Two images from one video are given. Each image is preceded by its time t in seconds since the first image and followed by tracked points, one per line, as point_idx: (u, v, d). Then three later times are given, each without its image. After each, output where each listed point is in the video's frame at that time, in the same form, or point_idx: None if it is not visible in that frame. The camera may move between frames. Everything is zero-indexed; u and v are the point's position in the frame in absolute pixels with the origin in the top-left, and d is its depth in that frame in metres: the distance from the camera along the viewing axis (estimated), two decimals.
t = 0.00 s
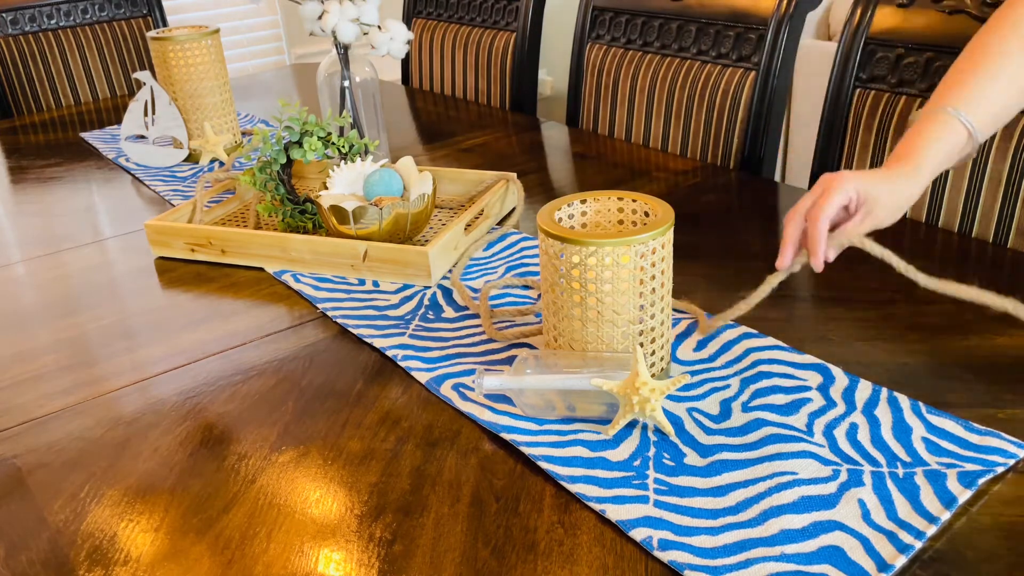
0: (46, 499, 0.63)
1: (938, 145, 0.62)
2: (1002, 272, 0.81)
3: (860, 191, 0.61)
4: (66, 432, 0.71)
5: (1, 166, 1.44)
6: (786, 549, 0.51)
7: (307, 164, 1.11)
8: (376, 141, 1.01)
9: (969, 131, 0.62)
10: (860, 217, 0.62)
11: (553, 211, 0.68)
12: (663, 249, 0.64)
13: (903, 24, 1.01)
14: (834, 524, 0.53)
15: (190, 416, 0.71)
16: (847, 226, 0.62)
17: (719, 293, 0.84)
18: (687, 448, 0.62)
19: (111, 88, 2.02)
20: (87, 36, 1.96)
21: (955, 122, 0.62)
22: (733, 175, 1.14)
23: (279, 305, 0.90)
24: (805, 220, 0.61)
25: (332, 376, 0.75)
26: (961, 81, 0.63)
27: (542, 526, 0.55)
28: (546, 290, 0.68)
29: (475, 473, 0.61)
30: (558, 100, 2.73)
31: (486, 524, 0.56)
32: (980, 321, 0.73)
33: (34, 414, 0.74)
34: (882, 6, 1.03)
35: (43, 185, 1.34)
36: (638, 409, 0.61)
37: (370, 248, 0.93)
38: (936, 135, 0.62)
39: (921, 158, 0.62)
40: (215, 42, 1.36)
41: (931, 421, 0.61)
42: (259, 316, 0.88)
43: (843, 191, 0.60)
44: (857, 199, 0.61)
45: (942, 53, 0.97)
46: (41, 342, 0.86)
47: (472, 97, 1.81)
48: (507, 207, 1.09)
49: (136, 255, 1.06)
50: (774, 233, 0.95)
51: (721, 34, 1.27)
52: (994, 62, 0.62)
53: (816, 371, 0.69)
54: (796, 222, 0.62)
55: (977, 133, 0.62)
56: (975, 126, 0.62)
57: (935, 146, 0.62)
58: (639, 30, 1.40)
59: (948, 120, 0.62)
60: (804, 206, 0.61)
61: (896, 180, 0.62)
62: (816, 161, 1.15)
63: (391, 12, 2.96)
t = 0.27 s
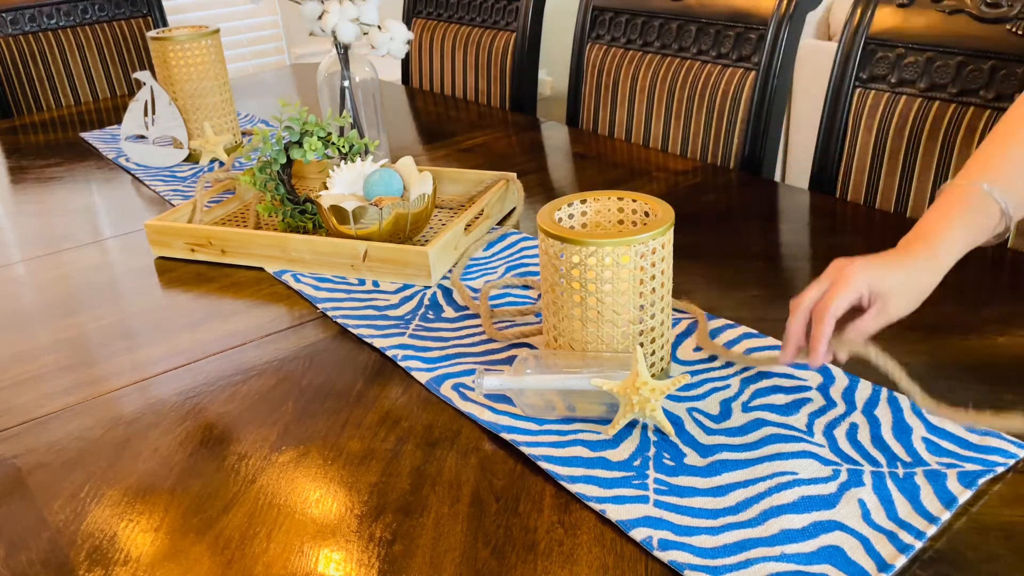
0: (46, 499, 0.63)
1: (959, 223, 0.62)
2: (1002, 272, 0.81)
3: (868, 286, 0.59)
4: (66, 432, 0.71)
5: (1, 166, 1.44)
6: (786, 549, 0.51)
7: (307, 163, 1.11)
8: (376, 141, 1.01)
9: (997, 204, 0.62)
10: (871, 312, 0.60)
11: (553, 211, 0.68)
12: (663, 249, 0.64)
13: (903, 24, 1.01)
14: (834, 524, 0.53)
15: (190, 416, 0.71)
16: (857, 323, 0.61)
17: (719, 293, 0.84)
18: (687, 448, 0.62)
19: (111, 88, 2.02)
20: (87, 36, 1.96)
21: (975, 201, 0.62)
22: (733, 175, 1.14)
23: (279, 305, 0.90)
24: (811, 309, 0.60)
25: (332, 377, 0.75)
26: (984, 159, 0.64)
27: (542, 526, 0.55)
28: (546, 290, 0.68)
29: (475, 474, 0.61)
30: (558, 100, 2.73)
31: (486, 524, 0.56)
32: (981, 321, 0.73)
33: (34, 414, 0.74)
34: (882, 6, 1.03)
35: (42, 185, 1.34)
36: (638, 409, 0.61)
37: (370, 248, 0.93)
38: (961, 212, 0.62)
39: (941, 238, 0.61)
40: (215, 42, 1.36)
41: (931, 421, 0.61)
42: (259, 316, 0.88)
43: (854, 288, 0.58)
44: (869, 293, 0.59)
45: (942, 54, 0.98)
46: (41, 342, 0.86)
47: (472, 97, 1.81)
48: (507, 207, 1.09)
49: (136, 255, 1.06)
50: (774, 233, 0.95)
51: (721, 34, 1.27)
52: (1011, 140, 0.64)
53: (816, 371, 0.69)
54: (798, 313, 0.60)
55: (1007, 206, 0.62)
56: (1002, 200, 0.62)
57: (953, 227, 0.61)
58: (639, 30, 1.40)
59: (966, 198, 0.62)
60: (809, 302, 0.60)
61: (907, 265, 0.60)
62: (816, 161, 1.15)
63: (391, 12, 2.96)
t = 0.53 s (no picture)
0: (46, 499, 0.63)
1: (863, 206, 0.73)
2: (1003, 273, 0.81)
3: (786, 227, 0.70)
4: (66, 432, 0.71)
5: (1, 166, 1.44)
6: (786, 549, 0.51)
7: (307, 163, 1.11)
8: (377, 141, 1.01)
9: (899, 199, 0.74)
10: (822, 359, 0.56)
11: (554, 211, 0.68)
12: (663, 249, 0.64)
13: (903, 24, 1.01)
14: (834, 524, 0.53)
15: (190, 416, 0.71)
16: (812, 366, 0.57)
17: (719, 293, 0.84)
18: (687, 448, 0.62)
19: (111, 89, 2.02)
20: (87, 36, 1.96)
21: (881, 186, 0.73)
22: (733, 175, 1.14)
23: (279, 305, 0.90)
24: (775, 329, 0.55)
25: (332, 376, 0.75)
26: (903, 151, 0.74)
27: (542, 526, 0.55)
28: (546, 290, 0.68)
29: (475, 474, 0.61)
30: (558, 100, 2.73)
31: (486, 524, 0.56)
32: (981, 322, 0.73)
33: (34, 414, 0.74)
34: (882, 6, 1.03)
35: (43, 185, 1.34)
36: (639, 409, 0.61)
37: (370, 248, 0.93)
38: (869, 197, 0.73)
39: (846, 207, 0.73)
40: (215, 42, 1.36)
41: (931, 421, 0.61)
42: (259, 316, 0.88)
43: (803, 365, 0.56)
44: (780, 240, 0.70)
45: (942, 54, 0.98)
46: (41, 342, 0.86)
47: (472, 97, 1.81)
48: (507, 207, 1.09)
49: (136, 255, 1.06)
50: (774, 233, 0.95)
51: (722, 34, 1.27)
52: (933, 152, 0.73)
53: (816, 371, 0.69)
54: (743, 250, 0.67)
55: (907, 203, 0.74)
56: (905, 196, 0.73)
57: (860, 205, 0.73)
58: (639, 30, 1.40)
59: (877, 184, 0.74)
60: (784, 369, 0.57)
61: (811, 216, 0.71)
62: (816, 161, 1.15)
63: (391, 12, 2.96)
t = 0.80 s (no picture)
0: (46, 499, 0.63)
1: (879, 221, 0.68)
2: (1004, 272, 0.81)
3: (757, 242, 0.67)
4: (66, 432, 0.71)
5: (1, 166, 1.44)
6: (786, 549, 0.51)
7: (307, 163, 1.11)
8: (376, 141, 1.01)
9: (913, 223, 0.69)
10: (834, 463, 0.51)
11: (553, 211, 0.68)
12: (663, 249, 0.64)
13: (902, 24, 1.01)
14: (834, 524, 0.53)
15: (190, 416, 0.71)
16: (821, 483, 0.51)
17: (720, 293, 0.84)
18: (687, 448, 0.62)
19: (111, 89, 2.03)
20: (87, 36, 1.96)
21: (894, 209, 0.69)
22: (733, 175, 1.14)
23: (279, 305, 0.90)
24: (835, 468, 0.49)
25: (332, 376, 0.75)
26: (925, 186, 0.70)
27: (542, 526, 0.55)
28: (546, 291, 0.68)
29: (475, 474, 0.61)
30: (558, 100, 2.73)
31: (486, 524, 0.56)
32: (982, 321, 0.73)
33: (34, 414, 0.74)
34: (882, 6, 1.03)
35: (43, 185, 1.34)
36: (638, 409, 0.61)
37: (370, 248, 0.93)
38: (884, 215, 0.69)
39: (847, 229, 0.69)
40: (214, 42, 1.36)
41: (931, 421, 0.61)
42: (259, 316, 0.88)
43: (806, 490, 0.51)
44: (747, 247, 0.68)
45: (942, 53, 0.98)
46: (41, 342, 0.86)
47: (472, 97, 1.81)
48: (507, 207, 1.09)
49: (136, 255, 1.06)
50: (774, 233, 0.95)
51: (721, 34, 1.27)
52: (961, 188, 0.70)
53: (816, 371, 0.69)
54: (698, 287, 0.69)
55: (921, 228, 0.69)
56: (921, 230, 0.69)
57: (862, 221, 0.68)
58: (639, 30, 1.40)
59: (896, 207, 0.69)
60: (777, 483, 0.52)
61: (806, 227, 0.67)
62: (817, 161, 1.15)
63: (391, 12, 2.96)
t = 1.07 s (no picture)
0: (46, 499, 0.63)
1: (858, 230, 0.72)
2: (1004, 272, 0.81)
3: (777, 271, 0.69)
4: (66, 432, 0.71)
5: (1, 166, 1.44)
6: (787, 549, 0.51)
7: (307, 164, 1.11)
8: (376, 141, 1.01)
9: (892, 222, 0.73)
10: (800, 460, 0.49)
11: (553, 211, 0.68)
12: (663, 249, 0.64)
13: (902, 24, 1.01)
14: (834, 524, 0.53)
15: (190, 416, 0.71)
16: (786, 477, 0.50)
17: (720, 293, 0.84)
18: (687, 448, 0.62)
19: (111, 89, 2.03)
20: (87, 36, 1.96)
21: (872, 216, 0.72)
22: (733, 175, 1.14)
23: (279, 305, 0.90)
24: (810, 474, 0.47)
25: (332, 376, 0.75)
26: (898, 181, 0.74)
27: (542, 526, 0.55)
28: (546, 291, 0.68)
29: (475, 474, 0.61)
30: (558, 100, 2.74)
31: (486, 524, 0.56)
32: (982, 321, 0.73)
33: (34, 414, 0.74)
34: (882, 6, 1.03)
35: (43, 185, 1.34)
36: (638, 409, 0.61)
37: (370, 248, 0.93)
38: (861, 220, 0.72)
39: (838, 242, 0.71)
40: (214, 42, 1.36)
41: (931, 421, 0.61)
42: (259, 316, 0.88)
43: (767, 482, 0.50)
44: (776, 273, 0.69)
45: (942, 53, 0.98)
46: (41, 342, 0.86)
47: (472, 97, 1.81)
48: (507, 207, 1.09)
49: (136, 255, 1.06)
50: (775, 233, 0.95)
51: (721, 34, 1.27)
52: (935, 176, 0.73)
53: (816, 371, 0.69)
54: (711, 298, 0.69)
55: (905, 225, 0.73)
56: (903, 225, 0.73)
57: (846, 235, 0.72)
58: (639, 30, 1.40)
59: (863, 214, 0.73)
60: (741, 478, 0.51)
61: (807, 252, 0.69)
62: (817, 161, 1.15)
63: (391, 12, 2.96)
